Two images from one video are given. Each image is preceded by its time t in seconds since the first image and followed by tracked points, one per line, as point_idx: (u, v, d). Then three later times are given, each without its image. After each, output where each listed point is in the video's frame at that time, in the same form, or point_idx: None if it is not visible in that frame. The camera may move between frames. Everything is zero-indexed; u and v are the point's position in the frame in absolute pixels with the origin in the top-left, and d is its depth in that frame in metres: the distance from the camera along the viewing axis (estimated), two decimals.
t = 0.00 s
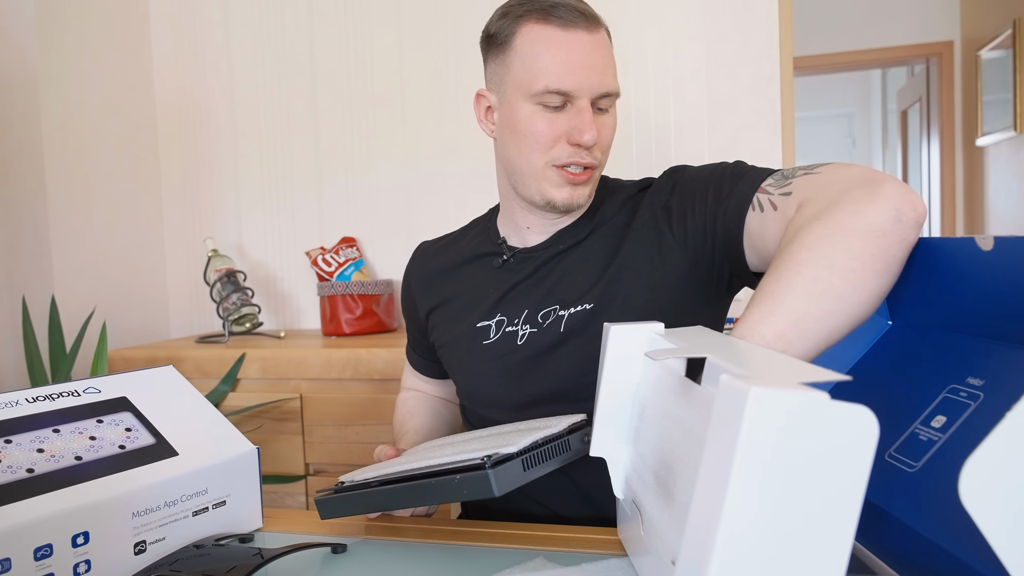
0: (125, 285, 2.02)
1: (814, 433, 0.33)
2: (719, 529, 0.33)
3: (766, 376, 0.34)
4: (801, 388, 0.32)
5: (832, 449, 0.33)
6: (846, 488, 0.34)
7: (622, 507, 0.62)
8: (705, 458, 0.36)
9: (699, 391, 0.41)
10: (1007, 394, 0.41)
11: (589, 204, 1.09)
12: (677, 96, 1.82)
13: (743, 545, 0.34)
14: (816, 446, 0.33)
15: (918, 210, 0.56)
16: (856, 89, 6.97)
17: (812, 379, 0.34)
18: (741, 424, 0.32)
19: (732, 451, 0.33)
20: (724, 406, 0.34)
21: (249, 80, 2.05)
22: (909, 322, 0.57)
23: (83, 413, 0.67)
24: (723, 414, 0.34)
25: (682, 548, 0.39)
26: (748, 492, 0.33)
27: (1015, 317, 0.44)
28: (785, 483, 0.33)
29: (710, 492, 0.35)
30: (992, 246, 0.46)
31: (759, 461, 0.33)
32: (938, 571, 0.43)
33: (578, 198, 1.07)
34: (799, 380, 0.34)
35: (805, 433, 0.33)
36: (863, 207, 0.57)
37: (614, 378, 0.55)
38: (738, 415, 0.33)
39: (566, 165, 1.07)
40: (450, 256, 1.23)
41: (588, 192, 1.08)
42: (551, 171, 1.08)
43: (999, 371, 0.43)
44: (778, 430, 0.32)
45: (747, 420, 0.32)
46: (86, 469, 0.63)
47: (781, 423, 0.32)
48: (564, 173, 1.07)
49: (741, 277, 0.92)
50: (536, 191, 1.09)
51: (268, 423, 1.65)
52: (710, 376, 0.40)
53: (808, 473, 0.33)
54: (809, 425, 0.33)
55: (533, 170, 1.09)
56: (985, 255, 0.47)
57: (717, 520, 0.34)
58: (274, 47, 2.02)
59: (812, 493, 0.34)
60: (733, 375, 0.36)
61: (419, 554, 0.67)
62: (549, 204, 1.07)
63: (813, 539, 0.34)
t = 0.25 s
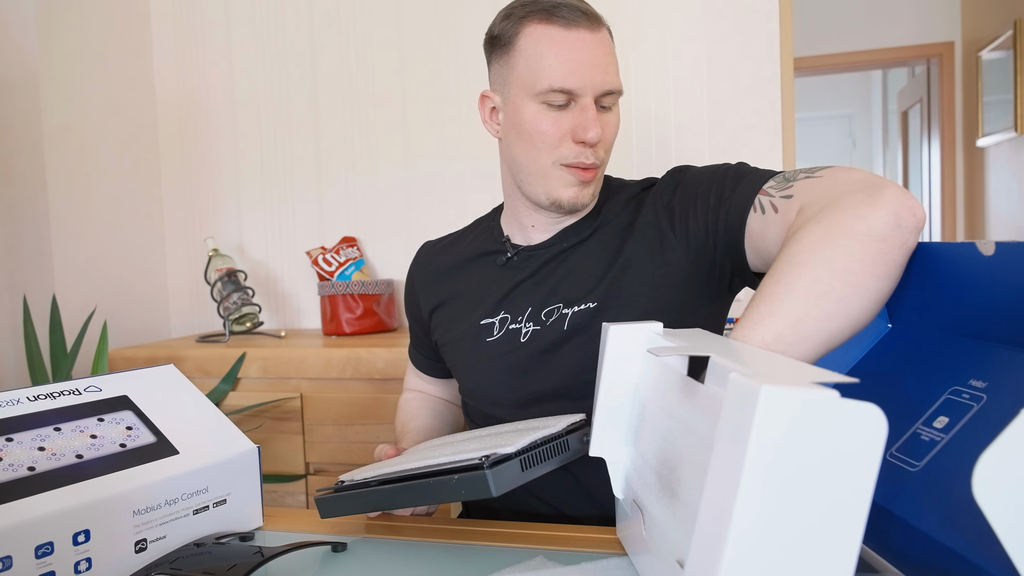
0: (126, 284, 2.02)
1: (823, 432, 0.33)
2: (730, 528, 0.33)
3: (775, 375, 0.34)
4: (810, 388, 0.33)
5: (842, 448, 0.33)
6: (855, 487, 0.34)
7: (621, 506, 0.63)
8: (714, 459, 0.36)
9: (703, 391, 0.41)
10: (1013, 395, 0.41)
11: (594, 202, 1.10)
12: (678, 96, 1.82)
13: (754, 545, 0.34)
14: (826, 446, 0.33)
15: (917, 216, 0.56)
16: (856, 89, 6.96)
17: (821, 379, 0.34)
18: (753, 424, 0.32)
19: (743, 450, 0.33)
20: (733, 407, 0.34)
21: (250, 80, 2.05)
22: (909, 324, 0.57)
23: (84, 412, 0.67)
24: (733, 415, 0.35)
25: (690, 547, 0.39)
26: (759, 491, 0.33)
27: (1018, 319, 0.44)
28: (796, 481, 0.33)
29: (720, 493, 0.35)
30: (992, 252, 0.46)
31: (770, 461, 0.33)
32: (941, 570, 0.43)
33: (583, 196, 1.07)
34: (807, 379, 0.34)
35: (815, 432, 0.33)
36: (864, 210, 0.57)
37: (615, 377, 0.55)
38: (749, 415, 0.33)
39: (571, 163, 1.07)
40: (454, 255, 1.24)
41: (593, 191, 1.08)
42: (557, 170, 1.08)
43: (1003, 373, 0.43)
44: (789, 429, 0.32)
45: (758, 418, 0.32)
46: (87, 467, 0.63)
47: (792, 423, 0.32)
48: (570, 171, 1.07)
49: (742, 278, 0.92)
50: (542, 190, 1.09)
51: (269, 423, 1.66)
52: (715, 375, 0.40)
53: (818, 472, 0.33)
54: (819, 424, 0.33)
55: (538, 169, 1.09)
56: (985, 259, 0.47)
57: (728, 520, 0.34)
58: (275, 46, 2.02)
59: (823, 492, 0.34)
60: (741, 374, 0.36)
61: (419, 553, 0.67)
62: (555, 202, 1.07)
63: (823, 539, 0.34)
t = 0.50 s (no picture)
0: (128, 284, 2.02)
1: (827, 432, 0.33)
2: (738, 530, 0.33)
3: (778, 375, 0.34)
4: (813, 387, 0.33)
5: (846, 447, 0.33)
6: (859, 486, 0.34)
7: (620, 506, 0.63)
8: (719, 461, 0.36)
9: (705, 392, 0.41)
10: (1016, 400, 0.41)
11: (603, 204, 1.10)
12: (678, 97, 1.82)
13: (762, 545, 0.34)
14: (831, 445, 0.33)
15: (918, 220, 0.56)
16: (858, 90, 6.96)
17: (825, 379, 0.34)
18: (759, 424, 0.32)
19: (750, 451, 0.33)
20: (737, 408, 0.34)
21: (251, 80, 2.05)
22: (910, 327, 0.57)
23: (86, 411, 0.67)
24: (737, 415, 0.35)
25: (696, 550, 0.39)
26: (766, 491, 0.33)
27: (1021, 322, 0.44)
28: (802, 481, 0.33)
29: (725, 495, 0.35)
30: (993, 255, 0.46)
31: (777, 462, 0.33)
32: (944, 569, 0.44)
33: (593, 198, 1.07)
34: (811, 379, 0.34)
35: (820, 431, 0.33)
36: (866, 213, 0.57)
37: (615, 378, 0.55)
38: (755, 416, 0.33)
39: (583, 165, 1.07)
40: (458, 253, 1.24)
41: (602, 193, 1.09)
42: (568, 172, 1.08)
43: (1005, 376, 0.44)
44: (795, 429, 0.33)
45: (765, 418, 0.32)
46: (88, 467, 0.63)
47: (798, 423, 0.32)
48: (580, 173, 1.08)
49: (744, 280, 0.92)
50: (552, 191, 1.09)
51: (270, 422, 1.66)
52: (717, 376, 0.40)
53: (823, 471, 0.33)
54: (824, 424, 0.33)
55: (549, 170, 1.09)
56: (987, 262, 0.47)
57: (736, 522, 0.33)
58: (276, 46, 2.02)
59: (828, 491, 0.34)
60: (745, 374, 0.36)
61: (419, 553, 0.68)
62: (566, 204, 1.07)
63: (829, 540, 0.34)
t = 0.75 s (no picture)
0: (126, 284, 2.02)
1: (830, 432, 0.33)
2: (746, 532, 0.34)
3: (780, 375, 0.35)
4: (815, 388, 0.33)
5: (849, 446, 0.33)
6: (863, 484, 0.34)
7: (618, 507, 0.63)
8: (722, 463, 0.36)
9: (704, 392, 0.41)
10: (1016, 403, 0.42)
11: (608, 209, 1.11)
12: (677, 99, 1.83)
13: (770, 546, 0.34)
14: (835, 444, 0.33)
15: (920, 228, 0.56)
16: (855, 92, 6.98)
17: (827, 379, 0.34)
18: (763, 425, 0.33)
19: (754, 452, 0.33)
20: (740, 409, 0.35)
21: (250, 81, 2.05)
22: (908, 332, 0.57)
23: (84, 411, 0.67)
24: (740, 416, 0.35)
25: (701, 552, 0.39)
26: (771, 491, 0.33)
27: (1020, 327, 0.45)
28: (807, 481, 0.33)
29: (730, 497, 0.35)
30: (996, 259, 0.47)
31: (781, 462, 0.33)
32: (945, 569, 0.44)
33: (599, 203, 1.08)
34: (812, 378, 0.34)
35: (823, 431, 0.33)
36: (868, 219, 0.57)
37: (612, 379, 0.56)
38: (759, 416, 0.33)
39: (588, 170, 1.08)
40: (460, 253, 1.24)
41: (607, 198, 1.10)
42: (573, 176, 1.09)
43: (1004, 380, 0.44)
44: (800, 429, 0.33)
45: (769, 418, 0.32)
46: (86, 467, 0.63)
47: (802, 423, 0.33)
48: (586, 178, 1.08)
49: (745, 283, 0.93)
50: (557, 195, 1.09)
51: (268, 423, 1.66)
52: (715, 376, 0.40)
53: (827, 470, 0.34)
54: (827, 422, 0.33)
55: (554, 174, 1.10)
56: (989, 267, 0.48)
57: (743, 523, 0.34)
58: (275, 47, 2.02)
59: (832, 490, 0.34)
60: (745, 375, 0.36)
61: (417, 554, 0.68)
62: (570, 208, 1.08)
63: (834, 542, 0.34)
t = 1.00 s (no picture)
0: (120, 284, 2.02)
1: (855, 428, 0.33)
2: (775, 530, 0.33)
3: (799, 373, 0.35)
4: (835, 382, 0.33)
5: (872, 442, 0.33)
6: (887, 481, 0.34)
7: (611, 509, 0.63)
8: (746, 462, 0.36)
9: (711, 392, 0.42)
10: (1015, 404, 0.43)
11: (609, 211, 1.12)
12: (672, 101, 1.84)
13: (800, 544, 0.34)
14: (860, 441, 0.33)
15: (915, 236, 0.57)
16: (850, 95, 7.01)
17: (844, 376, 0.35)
18: (790, 421, 0.32)
19: (782, 449, 0.33)
20: (764, 407, 0.35)
21: (246, 81, 2.05)
22: (899, 337, 0.58)
23: (78, 412, 0.67)
24: (764, 415, 0.35)
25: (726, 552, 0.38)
26: (798, 488, 0.33)
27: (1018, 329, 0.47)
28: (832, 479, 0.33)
29: (756, 496, 0.35)
30: (993, 266, 0.48)
31: (808, 460, 0.33)
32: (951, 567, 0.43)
33: (600, 206, 1.08)
34: (830, 376, 0.34)
35: (848, 426, 0.33)
36: (863, 227, 0.58)
37: (607, 382, 0.56)
38: (785, 413, 0.33)
39: (591, 172, 1.08)
40: (460, 252, 1.24)
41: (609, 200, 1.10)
42: (576, 178, 1.09)
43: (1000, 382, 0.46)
44: (825, 425, 0.33)
45: (796, 414, 0.32)
46: (80, 467, 0.63)
47: (828, 419, 0.33)
48: (588, 180, 1.08)
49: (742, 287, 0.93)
50: (559, 196, 1.10)
51: (262, 424, 1.66)
52: (725, 375, 0.40)
53: (852, 467, 0.33)
54: (852, 418, 0.33)
55: (556, 175, 1.10)
56: (986, 273, 0.49)
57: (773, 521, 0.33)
58: (271, 48, 2.02)
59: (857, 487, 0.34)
60: (762, 373, 0.36)
61: (411, 554, 0.68)
62: (573, 210, 1.08)
63: (859, 539, 0.34)
